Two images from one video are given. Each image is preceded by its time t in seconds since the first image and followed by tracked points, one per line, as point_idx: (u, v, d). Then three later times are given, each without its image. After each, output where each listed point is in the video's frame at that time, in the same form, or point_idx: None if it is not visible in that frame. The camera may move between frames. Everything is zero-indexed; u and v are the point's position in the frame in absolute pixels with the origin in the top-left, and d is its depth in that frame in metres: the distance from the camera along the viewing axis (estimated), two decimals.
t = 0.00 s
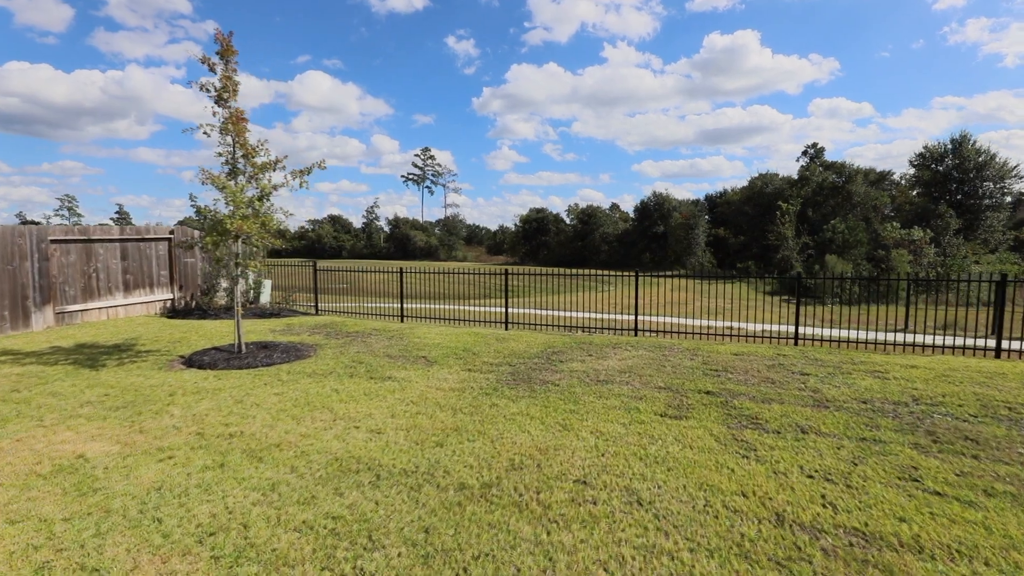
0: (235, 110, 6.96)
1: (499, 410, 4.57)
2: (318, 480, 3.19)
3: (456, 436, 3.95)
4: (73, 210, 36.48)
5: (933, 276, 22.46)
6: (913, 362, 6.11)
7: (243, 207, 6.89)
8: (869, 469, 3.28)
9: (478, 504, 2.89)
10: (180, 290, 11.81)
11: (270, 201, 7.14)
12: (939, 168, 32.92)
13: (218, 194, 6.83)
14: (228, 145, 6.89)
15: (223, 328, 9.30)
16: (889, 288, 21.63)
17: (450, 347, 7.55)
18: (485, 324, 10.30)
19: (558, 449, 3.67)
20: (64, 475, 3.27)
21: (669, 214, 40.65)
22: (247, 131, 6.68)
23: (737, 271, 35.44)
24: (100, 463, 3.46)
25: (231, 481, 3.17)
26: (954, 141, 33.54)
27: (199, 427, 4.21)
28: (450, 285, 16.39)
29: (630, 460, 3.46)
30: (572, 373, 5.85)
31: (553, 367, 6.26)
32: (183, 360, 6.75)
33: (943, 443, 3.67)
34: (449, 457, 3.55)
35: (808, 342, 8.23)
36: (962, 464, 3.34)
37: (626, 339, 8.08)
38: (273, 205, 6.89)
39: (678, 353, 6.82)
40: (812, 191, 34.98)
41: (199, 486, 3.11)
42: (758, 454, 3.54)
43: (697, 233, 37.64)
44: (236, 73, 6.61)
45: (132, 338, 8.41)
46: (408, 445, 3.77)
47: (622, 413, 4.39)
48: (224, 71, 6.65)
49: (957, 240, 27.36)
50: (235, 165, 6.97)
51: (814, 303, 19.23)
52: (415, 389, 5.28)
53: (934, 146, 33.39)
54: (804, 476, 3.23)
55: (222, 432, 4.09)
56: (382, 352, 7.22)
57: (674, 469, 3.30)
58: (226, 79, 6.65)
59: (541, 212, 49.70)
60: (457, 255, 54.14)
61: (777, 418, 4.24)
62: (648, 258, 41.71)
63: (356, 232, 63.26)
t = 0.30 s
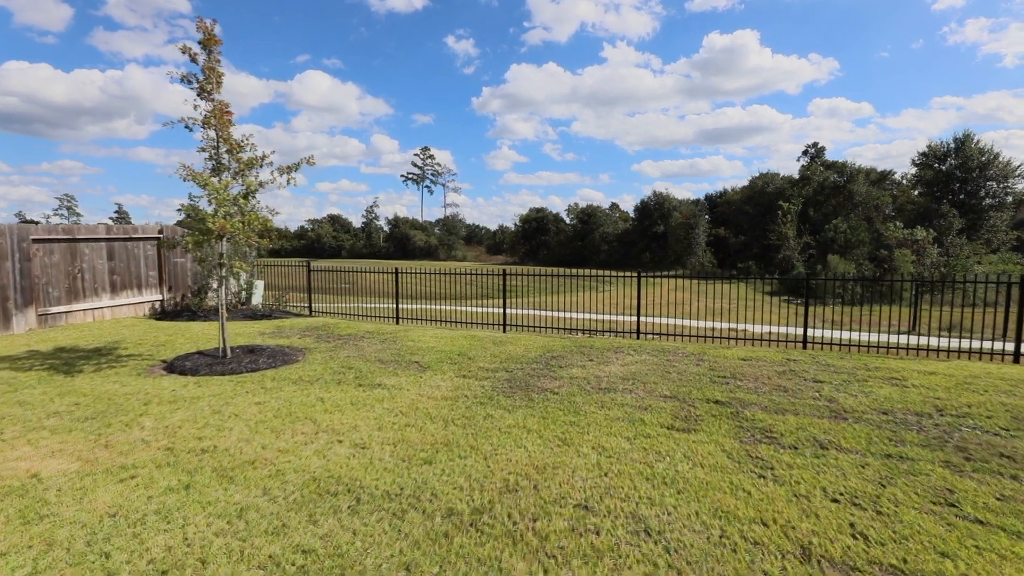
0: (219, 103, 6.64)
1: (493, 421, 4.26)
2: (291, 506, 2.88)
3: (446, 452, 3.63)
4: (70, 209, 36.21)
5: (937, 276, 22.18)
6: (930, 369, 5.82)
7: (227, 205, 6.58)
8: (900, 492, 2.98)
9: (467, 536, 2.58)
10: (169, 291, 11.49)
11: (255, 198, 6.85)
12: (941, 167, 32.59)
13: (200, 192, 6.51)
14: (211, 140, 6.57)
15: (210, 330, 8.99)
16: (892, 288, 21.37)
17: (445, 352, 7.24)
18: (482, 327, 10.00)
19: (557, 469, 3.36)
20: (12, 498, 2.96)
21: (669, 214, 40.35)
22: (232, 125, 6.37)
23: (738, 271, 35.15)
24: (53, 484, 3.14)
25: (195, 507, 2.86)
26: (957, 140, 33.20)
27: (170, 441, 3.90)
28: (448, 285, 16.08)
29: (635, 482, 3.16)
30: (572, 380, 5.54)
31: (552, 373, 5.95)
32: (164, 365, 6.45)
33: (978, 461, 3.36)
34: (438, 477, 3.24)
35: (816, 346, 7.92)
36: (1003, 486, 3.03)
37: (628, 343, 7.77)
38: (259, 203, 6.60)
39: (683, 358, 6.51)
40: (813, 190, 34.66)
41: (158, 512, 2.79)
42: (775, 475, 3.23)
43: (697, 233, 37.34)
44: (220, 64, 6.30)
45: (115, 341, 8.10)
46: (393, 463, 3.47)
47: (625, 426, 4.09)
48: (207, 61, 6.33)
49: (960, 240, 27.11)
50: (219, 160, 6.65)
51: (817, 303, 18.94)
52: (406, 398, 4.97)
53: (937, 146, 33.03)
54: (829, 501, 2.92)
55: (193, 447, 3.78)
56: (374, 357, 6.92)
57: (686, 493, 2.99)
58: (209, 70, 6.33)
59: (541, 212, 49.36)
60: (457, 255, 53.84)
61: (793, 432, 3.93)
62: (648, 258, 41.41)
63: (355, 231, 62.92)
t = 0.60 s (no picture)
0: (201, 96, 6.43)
1: (487, 434, 3.97)
2: (260, 535, 2.60)
3: (435, 470, 3.35)
4: (67, 208, 36.08)
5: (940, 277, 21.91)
6: (949, 375, 5.53)
7: (211, 203, 6.30)
8: (933, 518, 2.70)
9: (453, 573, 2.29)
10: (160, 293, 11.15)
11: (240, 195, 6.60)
12: (944, 167, 32.28)
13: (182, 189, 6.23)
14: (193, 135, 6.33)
15: (199, 334, 8.70)
16: (895, 289, 21.10)
17: (440, 356, 6.95)
18: (480, 329, 9.71)
19: (554, 490, 3.07)
20: None
21: (670, 214, 40.07)
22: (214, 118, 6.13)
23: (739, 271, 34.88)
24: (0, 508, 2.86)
25: (151, 536, 2.58)
26: (960, 139, 32.90)
27: (137, 457, 3.61)
28: (445, 286, 15.80)
29: (640, 505, 2.88)
30: (572, 388, 5.25)
31: (551, 380, 5.66)
32: (145, 371, 6.15)
33: (1014, 481, 3.08)
34: (424, 500, 2.96)
35: (825, 350, 7.63)
36: None
37: (630, 347, 7.48)
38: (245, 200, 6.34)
39: (687, 363, 6.22)
40: (814, 190, 34.37)
41: (109, 542, 2.51)
42: (794, 497, 2.95)
43: (698, 233, 37.10)
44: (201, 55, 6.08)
45: (98, 345, 7.80)
46: (376, 483, 3.18)
47: (629, 440, 3.80)
48: (187, 52, 6.13)
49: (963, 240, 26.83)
50: (202, 156, 6.40)
51: (820, 304, 18.65)
52: (395, 408, 4.68)
53: (939, 145, 32.73)
54: (856, 529, 2.63)
55: (162, 463, 3.49)
56: (365, 362, 6.63)
57: (697, 519, 2.70)
58: (190, 61, 6.13)
59: (540, 212, 49.03)
60: (457, 255, 53.59)
61: (809, 448, 3.65)
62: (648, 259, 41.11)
63: (354, 231, 62.61)
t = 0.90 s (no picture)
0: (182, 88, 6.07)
1: (478, 450, 3.66)
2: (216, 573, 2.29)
3: (419, 493, 3.05)
4: (62, 208, 35.77)
5: (942, 277, 21.67)
6: (968, 382, 5.23)
7: (191, 201, 5.98)
8: (976, 552, 2.40)
9: None
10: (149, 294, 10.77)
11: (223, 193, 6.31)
12: (945, 167, 32.03)
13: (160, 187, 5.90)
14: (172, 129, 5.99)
15: (183, 337, 8.39)
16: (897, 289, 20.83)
17: (432, 361, 6.64)
18: (475, 332, 9.40)
19: (549, 516, 2.77)
20: None
21: (669, 214, 39.81)
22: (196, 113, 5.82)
23: (738, 271, 34.62)
24: None
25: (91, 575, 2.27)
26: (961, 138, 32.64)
27: (94, 476, 3.29)
28: (439, 287, 15.49)
29: (645, 536, 2.57)
30: (571, 396, 4.94)
31: (548, 387, 5.35)
32: (120, 378, 5.83)
33: None
34: (404, 529, 2.65)
35: (833, 354, 7.32)
36: None
37: (630, 351, 7.17)
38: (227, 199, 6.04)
39: (692, 369, 5.92)
40: (814, 190, 34.10)
41: None
42: (816, 525, 2.65)
43: (697, 233, 36.82)
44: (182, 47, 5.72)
45: (76, 349, 7.49)
46: (353, 508, 2.88)
47: (632, 458, 3.50)
48: (167, 41, 5.73)
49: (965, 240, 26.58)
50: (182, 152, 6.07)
51: (822, 305, 18.41)
52: (381, 419, 4.38)
53: (940, 144, 32.46)
54: (888, 565, 2.33)
55: (119, 484, 3.18)
56: (353, 367, 6.32)
57: (710, 555, 2.40)
58: (170, 51, 5.72)
59: (539, 212, 48.74)
60: (455, 255, 53.27)
61: (828, 466, 3.35)
62: (647, 258, 40.85)
63: (353, 231, 62.30)
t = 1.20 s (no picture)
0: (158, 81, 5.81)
1: (468, 470, 3.36)
2: None
3: (402, 522, 2.74)
4: (59, 207, 35.53)
5: (945, 278, 21.38)
6: (991, 392, 4.92)
7: (169, 199, 5.66)
8: None
9: None
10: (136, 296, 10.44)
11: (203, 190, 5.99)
12: (947, 166, 31.77)
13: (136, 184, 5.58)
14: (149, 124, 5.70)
15: (168, 341, 8.08)
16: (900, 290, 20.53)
17: (424, 367, 6.33)
18: (471, 336, 9.11)
19: (545, 552, 2.47)
20: None
21: (669, 214, 39.55)
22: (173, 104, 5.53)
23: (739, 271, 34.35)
24: None
25: None
26: (964, 138, 32.38)
27: (45, 501, 2.99)
28: (436, 289, 15.21)
29: None
30: (570, 408, 4.63)
31: (546, 397, 5.05)
32: (95, 387, 5.50)
33: None
34: (381, 568, 2.36)
35: (844, 359, 7.03)
36: None
37: (633, 356, 6.87)
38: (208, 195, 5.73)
39: (698, 377, 5.62)
40: (815, 190, 33.83)
41: None
42: (846, 562, 2.36)
43: (698, 233, 36.56)
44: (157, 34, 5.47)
45: (54, 354, 7.18)
46: (326, 541, 2.57)
47: (637, 480, 3.19)
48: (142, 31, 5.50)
49: (968, 240, 26.28)
50: (159, 148, 5.77)
51: (825, 306, 18.16)
52: (366, 433, 4.07)
53: (942, 144, 32.20)
54: None
55: (70, 511, 2.87)
56: (341, 375, 6.01)
57: None
58: (145, 41, 5.50)
59: (539, 211, 48.45)
60: (455, 255, 52.95)
61: (852, 491, 3.05)
62: (647, 259, 40.57)
63: (352, 231, 62.03)
